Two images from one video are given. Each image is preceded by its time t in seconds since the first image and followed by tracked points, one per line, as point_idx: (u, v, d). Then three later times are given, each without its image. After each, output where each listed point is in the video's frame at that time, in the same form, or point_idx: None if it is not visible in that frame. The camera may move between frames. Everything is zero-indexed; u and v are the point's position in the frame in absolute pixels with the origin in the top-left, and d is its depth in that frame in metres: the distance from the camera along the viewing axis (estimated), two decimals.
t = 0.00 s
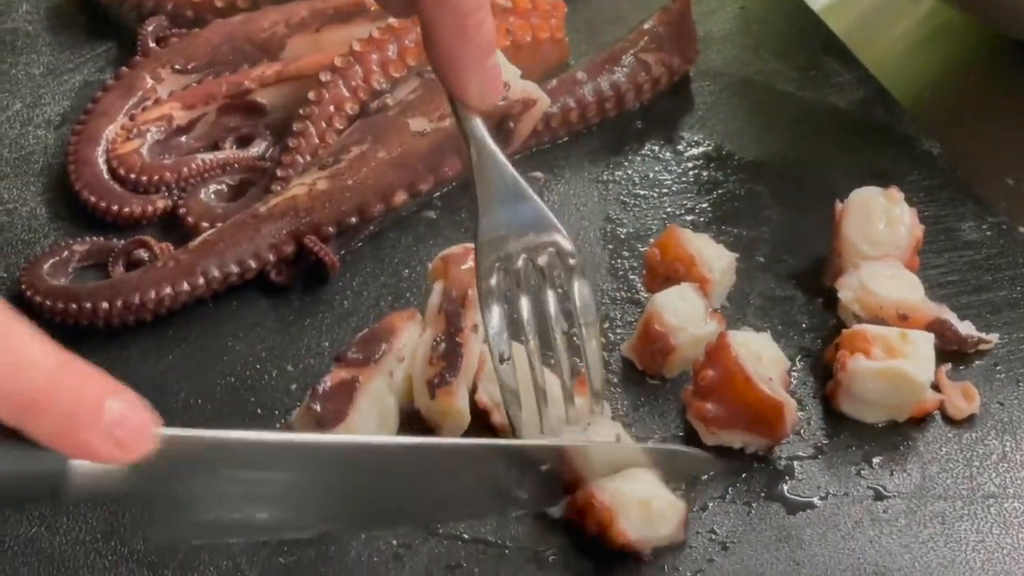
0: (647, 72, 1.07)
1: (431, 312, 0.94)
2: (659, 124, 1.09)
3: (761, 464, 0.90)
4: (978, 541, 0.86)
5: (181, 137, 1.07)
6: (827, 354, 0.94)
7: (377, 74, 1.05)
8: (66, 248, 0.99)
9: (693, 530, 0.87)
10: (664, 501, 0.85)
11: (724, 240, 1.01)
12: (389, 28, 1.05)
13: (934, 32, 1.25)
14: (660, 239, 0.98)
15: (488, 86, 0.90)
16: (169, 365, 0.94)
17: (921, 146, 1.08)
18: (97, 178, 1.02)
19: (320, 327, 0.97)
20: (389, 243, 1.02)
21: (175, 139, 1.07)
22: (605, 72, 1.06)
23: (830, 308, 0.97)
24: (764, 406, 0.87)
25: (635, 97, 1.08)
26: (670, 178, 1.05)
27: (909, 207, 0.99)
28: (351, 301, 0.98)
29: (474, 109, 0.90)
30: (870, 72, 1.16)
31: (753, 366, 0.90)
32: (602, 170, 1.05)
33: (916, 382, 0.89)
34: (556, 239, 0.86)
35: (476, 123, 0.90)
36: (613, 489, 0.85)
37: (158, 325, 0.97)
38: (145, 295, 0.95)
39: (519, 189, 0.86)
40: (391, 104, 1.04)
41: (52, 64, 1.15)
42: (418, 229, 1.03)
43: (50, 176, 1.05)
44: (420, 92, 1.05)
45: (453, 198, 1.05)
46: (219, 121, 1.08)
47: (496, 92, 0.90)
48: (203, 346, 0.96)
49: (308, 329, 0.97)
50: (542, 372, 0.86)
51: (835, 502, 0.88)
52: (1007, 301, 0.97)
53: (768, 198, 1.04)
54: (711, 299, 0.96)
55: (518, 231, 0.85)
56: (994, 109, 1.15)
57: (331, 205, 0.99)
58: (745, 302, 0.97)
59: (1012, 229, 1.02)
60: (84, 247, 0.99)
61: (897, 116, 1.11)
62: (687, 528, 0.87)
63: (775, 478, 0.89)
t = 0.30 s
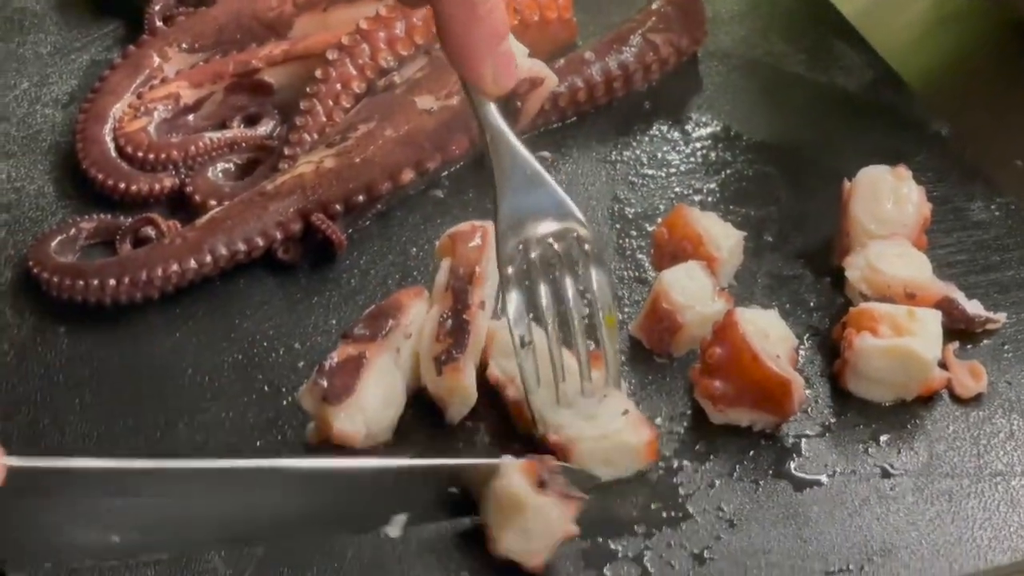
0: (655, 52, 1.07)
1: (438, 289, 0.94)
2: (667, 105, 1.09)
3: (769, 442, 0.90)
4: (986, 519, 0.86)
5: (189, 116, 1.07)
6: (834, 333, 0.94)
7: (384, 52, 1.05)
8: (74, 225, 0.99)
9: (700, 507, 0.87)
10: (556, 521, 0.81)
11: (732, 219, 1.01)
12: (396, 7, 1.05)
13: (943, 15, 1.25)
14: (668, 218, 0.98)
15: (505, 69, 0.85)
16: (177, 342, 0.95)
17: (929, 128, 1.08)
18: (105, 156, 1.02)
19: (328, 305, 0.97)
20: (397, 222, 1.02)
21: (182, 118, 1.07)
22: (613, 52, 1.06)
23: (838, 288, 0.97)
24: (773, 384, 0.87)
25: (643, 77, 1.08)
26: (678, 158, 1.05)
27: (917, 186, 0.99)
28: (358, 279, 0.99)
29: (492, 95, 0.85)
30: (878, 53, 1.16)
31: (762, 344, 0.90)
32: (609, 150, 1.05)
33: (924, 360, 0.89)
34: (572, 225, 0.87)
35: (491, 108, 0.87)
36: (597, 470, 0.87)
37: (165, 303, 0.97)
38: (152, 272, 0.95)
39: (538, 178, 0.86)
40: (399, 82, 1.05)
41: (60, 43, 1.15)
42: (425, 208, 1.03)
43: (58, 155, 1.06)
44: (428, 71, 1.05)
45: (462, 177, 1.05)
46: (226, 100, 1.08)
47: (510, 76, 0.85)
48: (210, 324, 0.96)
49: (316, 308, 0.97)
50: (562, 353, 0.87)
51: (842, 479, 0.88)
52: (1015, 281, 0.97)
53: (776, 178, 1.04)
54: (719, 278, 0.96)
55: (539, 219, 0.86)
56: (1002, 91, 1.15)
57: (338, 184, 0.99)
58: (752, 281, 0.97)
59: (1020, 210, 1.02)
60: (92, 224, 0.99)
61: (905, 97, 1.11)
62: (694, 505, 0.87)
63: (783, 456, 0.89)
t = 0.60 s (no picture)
0: (668, 30, 1.07)
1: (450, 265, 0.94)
2: (679, 84, 1.09)
3: (781, 418, 0.90)
4: (998, 494, 0.86)
5: (201, 93, 1.07)
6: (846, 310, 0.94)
7: (398, 29, 1.05)
8: (87, 201, 0.99)
9: (712, 481, 0.87)
10: (558, 504, 0.82)
11: (744, 197, 1.01)
12: None
13: None
14: (680, 194, 0.98)
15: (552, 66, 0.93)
16: (190, 317, 0.95)
17: (941, 107, 1.08)
18: (118, 133, 1.02)
19: (340, 280, 0.97)
20: (409, 199, 1.02)
21: (195, 95, 1.07)
22: (626, 30, 1.05)
23: (850, 265, 0.97)
24: (786, 360, 0.87)
25: (655, 56, 1.08)
26: (690, 136, 1.05)
27: (929, 163, 1.00)
28: (370, 255, 0.99)
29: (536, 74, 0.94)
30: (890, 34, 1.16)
31: (776, 320, 0.90)
32: (621, 128, 1.05)
33: (937, 337, 0.88)
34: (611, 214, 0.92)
35: (538, 99, 0.96)
36: (631, 481, 0.85)
37: (177, 278, 0.97)
38: (166, 248, 0.95)
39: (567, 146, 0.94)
40: (412, 59, 1.05)
41: (72, 21, 1.15)
42: (437, 185, 1.03)
43: (71, 132, 1.06)
44: (441, 48, 1.05)
45: (475, 154, 1.05)
46: (239, 77, 1.08)
47: (556, 66, 0.93)
48: (223, 299, 0.96)
49: (328, 283, 0.97)
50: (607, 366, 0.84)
51: (855, 455, 0.88)
52: None
53: (788, 156, 1.04)
54: (731, 254, 0.96)
55: (573, 206, 0.92)
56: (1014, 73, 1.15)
57: (351, 160, 0.99)
58: (764, 258, 0.98)
59: None
60: (105, 200, 0.99)
61: (917, 76, 1.11)
62: (706, 480, 0.87)
63: (795, 431, 0.89)
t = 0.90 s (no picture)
0: (682, 13, 1.07)
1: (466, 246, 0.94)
2: (692, 67, 1.10)
3: (794, 397, 0.90)
4: (1012, 473, 0.87)
5: (218, 75, 1.07)
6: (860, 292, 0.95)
7: (413, 11, 1.06)
8: (104, 181, 0.99)
9: (727, 460, 0.87)
10: (580, 492, 0.82)
11: (757, 179, 1.02)
12: None
13: None
14: (694, 175, 0.99)
15: None
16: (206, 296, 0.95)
17: (954, 90, 1.09)
18: (134, 114, 1.03)
19: (356, 260, 0.98)
20: (423, 179, 1.03)
21: (210, 76, 1.07)
22: (639, 12, 1.06)
23: (863, 246, 0.98)
24: (801, 338, 0.88)
25: (669, 39, 1.08)
26: (704, 118, 1.06)
27: (943, 145, 1.00)
28: (386, 235, 0.99)
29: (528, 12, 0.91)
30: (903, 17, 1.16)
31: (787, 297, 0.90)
32: (635, 111, 1.06)
33: (952, 316, 0.89)
34: (608, 144, 0.94)
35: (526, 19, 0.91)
36: (646, 456, 0.86)
37: (193, 258, 0.98)
38: (183, 227, 0.95)
39: (573, 94, 0.91)
40: (427, 40, 1.05)
41: (88, 3, 1.15)
42: (452, 166, 1.04)
43: (87, 112, 1.06)
44: (456, 30, 1.06)
45: (488, 135, 1.06)
46: (254, 59, 1.09)
47: None
48: (240, 278, 0.97)
49: (344, 263, 0.98)
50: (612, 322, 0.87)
51: (868, 434, 0.88)
52: None
53: (801, 139, 1.05)
54: (745, 235, 0.96)
55: (573, 140, 0.93)
56: None
57: (368, 140, 1.00)
58: (778, 239, 0.98)
59: None
60: (122, 180, 1.00)
61: (930, 60, 1.12)
62: (721, 458, 0.87)
63: (808, 410, 0.90)
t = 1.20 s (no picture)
0: None
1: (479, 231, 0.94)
2: (705, 54, 1.10)
3: (807, 381, 0.91)
4: None
5: (232, 60, 1.08)
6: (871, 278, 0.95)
7: None
8: (119, 165, 1.00)
9: (739, 443, 0.88)
10: (592, 476, 0.83)
11: (770, 164, 1.03)
12: None
13: None
14: (707, 161, 0.99)
15: None
16: (221, 279, 0.96)
17: (967, 77, 1.09)
18: (149, 98, 1.03)
19: (370, 244, 0.98)
20: (437, 164, 1.03)
21: (225, 62, 1.08)
22: None
23: (875, 232, 0.98)
24: (813, 323, 0.88)
25: (682, 25, 1.10)
26: (717, 104, 1.06)
27: (955, 131, 1.00)
28: (400, 220, 1.00)
29: (540, 18, 0.94)
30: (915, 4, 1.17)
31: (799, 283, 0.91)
32: (648, 96, 1.07)
33: (964, 302, 0.90)
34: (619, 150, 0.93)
35: (539, 29, 0.94)
36: (657, 440, 0.87)
37: (208, 242, 0.98)
38: (198, 211, 0.95)
39: (583, 97, 0.92)
40: (440, 26, 1.06)
41: None
42: (465, 151, 1.04)
43: (102, 97, 1.07)
44: (470, 16, 1.06)
45: (502, 121, 1.07)
46: (269, 45, 1.09)
47: None
48: (254, 262, 0.97)
49: (358, 247, 0.98)
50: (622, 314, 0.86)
51: (880, 418, 0.89)
52: None
53: (814, 125, 1.06)
54: (758, 220, 0.97)
55: (583, 142, 0.93)
56: None
57: (382, 125, 1.00)
58: (790, 224, 0.99)
59: None
60: (136, 164, 1.00)
61: (943, 46, 1.12)
62: (734, 441, 0.88)
63: (820, 394, 0.90)
